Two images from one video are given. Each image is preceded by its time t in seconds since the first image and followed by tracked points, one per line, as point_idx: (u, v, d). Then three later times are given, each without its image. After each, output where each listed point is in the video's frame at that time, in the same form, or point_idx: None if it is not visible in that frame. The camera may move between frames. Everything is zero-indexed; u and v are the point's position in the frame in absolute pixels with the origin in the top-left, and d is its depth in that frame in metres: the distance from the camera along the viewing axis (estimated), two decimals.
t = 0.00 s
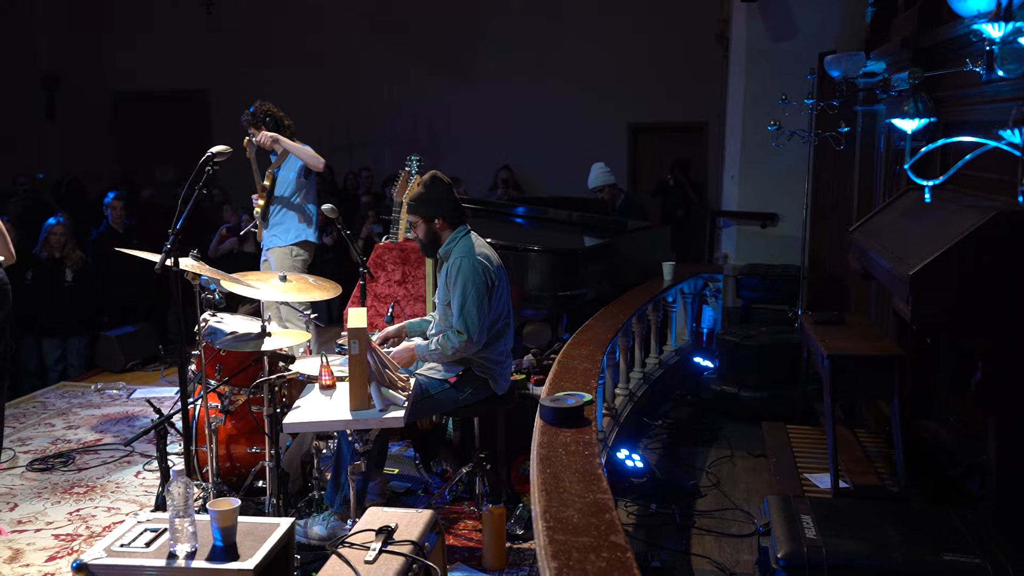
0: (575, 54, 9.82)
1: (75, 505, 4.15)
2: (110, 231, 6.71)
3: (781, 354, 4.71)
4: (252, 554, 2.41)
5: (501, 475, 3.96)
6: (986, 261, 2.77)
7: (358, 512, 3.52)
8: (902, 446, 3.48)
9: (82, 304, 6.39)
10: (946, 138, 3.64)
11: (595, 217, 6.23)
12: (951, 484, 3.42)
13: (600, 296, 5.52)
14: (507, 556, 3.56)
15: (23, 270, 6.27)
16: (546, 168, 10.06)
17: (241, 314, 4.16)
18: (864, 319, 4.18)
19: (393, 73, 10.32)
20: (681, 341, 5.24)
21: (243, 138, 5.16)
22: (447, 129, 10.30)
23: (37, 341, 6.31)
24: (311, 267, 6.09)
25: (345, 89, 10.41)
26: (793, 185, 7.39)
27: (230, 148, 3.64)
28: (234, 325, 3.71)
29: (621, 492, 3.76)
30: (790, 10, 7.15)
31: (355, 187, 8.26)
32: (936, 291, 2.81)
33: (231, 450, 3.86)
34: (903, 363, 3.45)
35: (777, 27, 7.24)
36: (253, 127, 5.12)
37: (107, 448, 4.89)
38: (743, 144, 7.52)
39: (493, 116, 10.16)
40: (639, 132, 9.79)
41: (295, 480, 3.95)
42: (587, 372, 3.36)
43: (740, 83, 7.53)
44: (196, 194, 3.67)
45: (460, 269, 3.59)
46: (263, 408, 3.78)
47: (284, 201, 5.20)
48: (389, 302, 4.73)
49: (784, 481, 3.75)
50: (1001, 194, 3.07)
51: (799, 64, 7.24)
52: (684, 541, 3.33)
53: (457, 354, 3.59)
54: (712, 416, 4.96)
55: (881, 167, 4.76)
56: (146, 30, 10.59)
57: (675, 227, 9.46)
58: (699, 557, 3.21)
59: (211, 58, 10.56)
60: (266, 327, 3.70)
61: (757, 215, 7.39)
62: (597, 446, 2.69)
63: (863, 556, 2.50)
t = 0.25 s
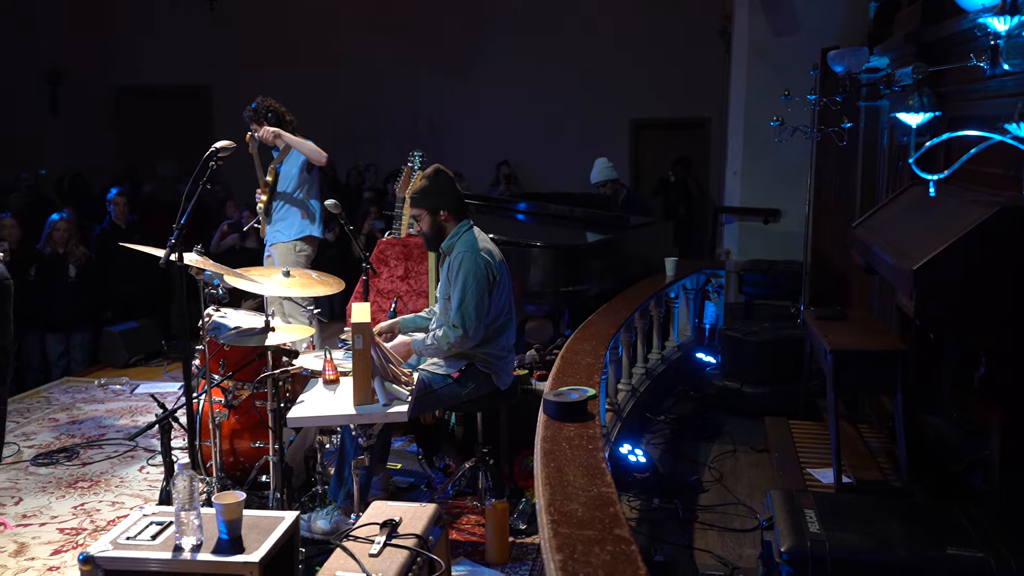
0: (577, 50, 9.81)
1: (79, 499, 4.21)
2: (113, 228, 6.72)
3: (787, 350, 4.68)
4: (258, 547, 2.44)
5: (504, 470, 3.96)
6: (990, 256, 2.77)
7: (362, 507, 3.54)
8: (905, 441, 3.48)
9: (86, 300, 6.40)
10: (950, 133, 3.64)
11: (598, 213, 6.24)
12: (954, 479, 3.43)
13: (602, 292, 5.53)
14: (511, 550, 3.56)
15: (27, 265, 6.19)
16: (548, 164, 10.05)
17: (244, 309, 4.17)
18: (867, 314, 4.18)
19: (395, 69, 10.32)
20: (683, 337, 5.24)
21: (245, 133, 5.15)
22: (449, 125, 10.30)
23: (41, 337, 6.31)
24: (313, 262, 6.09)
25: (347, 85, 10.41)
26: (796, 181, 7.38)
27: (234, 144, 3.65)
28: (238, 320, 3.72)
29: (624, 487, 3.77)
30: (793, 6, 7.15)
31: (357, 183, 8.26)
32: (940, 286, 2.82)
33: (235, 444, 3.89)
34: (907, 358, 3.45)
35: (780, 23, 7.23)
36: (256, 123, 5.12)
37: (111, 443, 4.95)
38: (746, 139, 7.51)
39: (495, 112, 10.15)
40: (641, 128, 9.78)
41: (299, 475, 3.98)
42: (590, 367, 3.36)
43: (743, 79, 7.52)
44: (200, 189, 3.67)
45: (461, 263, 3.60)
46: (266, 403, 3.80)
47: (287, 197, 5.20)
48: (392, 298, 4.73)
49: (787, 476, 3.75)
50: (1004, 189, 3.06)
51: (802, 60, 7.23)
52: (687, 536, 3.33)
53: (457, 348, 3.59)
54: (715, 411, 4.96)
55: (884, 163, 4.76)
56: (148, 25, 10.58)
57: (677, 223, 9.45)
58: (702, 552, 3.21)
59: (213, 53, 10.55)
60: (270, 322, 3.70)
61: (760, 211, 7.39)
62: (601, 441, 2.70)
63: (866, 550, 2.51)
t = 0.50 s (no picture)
0: (581, 47, 9.80)
1: (85, 494, 4.31)
2: (118, 224, 6.76)
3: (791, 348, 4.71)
4: (265, 541, 2.48)
5: (508, 465, 3.97)
6: (996, 251, 2.77)
7: (367, 502, 3.55)
8: (910, 437, 3.48)
9: (91, 295, 6.42)
10: (956, 128, 3.63)
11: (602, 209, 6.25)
12: (960, 475, 3.43)
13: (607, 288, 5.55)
14: (516, 547, 3.56)
15: (33, 261, 6.26)
16: (551, 161, 10.05)
17: (250, 305, 4.18)
18: (873, 310, 4.17)
19: (399, 66, 10.32)
20: (687, 333, 5.24)
21: (249, 130, 5.16)
22: (452, 121, 10.29)
23: (46, 334, 6.32)
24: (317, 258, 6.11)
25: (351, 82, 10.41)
26: (800, 177, 7.37)
27: (240, 139, 3.66)
28: (243, 316, 3.73)
29: (628, 483, 3.77)
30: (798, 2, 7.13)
31: (360, 179, 8.27)
32: (946, 281, 2.82)
33: (241, 439, 3.91)
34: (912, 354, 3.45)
35: (785, 19, 7.22)
36: (260, 120, 5.13)
37: (117, 438, 5.03)
38: (750, 135, 7.50)
39: (498, 108, 10.15)
40: (645, 124, 9.77)
41: (304, 470, 3.98)
42: (595, 362, 3.37)
43: (747, 75, 7.51)
44: (206, 185, 3.67)
45: (467, 258, 3.61)
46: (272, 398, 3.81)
47: (291, 193, 5.21)
48: (396, 294, 4.73)
49: (792, 472, 3.76)
50: (1011, 184, 3.06)
51: (807, 56, 7.21)
52: (692, 531, 3.34)
53: (460, 342, 3.61)
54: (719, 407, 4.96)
55: (889, 158, 4.75)
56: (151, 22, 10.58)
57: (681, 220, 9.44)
58: (707, 547, 3.22)
59: (216, 50, 10.55)
60: (275, 318, 3.71)
61: (764, 207, 7.37)
62: (607, 435, 2.71)
63: (873, 545, 2.51)
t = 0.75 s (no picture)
0: (585, 43, 9.79)
1: (92, 488, 4.41)
2: (122, 219, 6.74)
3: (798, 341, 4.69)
4: (274, 533, 2.50)
5: (514, 460, 3.99)
6: (1004, 246, 2.77)
7: (374, 495, 3.55)
8: (917, 432, 3.48)
9: (96, 290, 6.42)
10: (964, 123, 3.62)
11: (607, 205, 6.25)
12: (966, 470, 3.43)
13: (612, 283, 5.54)
14: (521, 542, 3.56)
15: (38, 257, 6.30)
16: (555, 156, 10.04)
17: (255, 300, 4.19)
18: (879, 305, 4.17)
19: (403, 61, 10.32)
20: (692, 329, 5.24)
21: (254, 126, 5.17)
22: (456, 117, 10.29)
23: (53, 329, 6.36)
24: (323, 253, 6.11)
25: (355, 78, 10.41)
26: (806, 173, 7.36)
27: (246, 134, 3.66)
28: (250, 310, 3.74)
29: (634, 477, 3.77)
30: None
31: (365, 174, 8.27)
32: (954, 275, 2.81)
33: (247, 434, 3.94)
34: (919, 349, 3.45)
35: (790, 14, 7.20)
36: (265, 115, 5.14)
37: (123, 433, 5.12)
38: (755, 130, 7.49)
39: (502, 104, 10.14)
40: (650, 120, 9.76)
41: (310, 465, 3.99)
42: (601, 356, 3.37)
43: (753, 71, 7.50)
44: (213, 180, 3.68)
45: (472, 255, 3.61)
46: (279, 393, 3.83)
47: (297, 188, 5.20)
48: (402, 289, 4.73)
49: (798, 466, 3.76)
50: (1019, 178, 3.06)
51: (813, 51, 7.20)
52: (698, 526, 3.34)
53: (471, 338, 3.60)
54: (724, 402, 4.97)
55: (896, 154, 4.74)
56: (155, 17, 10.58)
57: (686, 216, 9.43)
58: (713, 541, 3.22)
59: (220, 45, 10.56)
60: (281, 312, 3.72)
61: (769, 202, 7.37)
62: (614, 429, 2.71)
63: (880, 538, 2.51)
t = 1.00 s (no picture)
0: (592, 40, 9.78)
1: (103, 483, 4.45)
2: (132, 216, 6.82)
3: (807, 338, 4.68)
4: (287, 527, 2.54)
5: (523, 456, 4.00)
6: (1016, 242, 2.76)
7: (383, 491, 3.56)
8: (927, 429, 3.48)
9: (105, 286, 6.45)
10: (975, 119, 3.61)
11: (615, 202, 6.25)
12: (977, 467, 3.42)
13: (620, 280, 5.54)
14: (530, 538, 3.56)
15: (48, 254, 6.30)
16: (562, 153, 10.03)
17: (265, 296, 4.20)
18: (889, 302, 4.16)
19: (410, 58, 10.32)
20: (700, 326, 5.24)
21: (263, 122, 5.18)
22: (463, 114, 10.29)
23: (61, 326, 6.37)
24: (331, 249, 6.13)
25: (362, 75, 10.42)
26: (814, 170, 7.35)
27: (257, 130, 3.67)
28: (260, 306, 3.75)
29: (643, 473, 3.77)
30: None
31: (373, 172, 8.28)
32: (965, 272, 2.81)
33: (257, 430, 3.97)
34: (930, 346, 3.44)
35: (798, 11, 7.19)
36: (274, 112, 5.16)
37: (133, 428, 5.15)
38: (763, 127, 7.47)
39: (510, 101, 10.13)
40: (657, 117, 9.74)
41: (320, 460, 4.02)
42: (610, 353, 3.37)
43: (761, 68, 7.48)
44: (224, 176, 3.69)
45: (480, 252, 3.61)
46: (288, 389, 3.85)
47: (306, 184, 5.21)
48: (411, 285, 4.74)
49: (807, 463, 3.76)
50: None
51: (822, 48, 7.18)
52: (708, 522, 3.35)
53: (482, 335, 3.60)
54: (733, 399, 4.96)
55: (905, 150, 4.73)
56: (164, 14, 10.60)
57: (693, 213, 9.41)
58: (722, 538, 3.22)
59: (228, 42, 10.58)
60: (292, 309, 3.74)
61: (777, 199, 7.34)
62: (625, 425, 2.71)
63: (892, 534, 2.51)
